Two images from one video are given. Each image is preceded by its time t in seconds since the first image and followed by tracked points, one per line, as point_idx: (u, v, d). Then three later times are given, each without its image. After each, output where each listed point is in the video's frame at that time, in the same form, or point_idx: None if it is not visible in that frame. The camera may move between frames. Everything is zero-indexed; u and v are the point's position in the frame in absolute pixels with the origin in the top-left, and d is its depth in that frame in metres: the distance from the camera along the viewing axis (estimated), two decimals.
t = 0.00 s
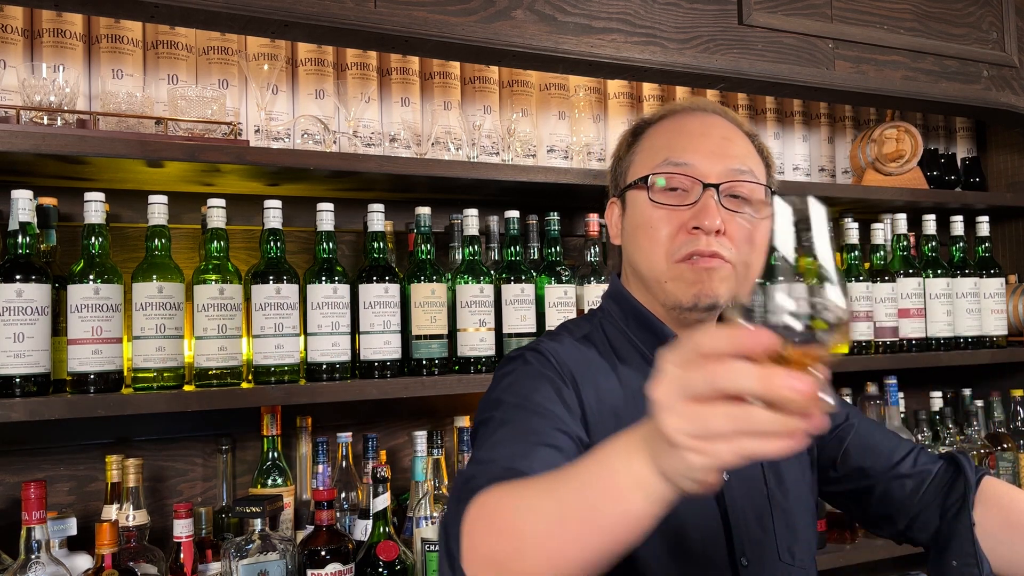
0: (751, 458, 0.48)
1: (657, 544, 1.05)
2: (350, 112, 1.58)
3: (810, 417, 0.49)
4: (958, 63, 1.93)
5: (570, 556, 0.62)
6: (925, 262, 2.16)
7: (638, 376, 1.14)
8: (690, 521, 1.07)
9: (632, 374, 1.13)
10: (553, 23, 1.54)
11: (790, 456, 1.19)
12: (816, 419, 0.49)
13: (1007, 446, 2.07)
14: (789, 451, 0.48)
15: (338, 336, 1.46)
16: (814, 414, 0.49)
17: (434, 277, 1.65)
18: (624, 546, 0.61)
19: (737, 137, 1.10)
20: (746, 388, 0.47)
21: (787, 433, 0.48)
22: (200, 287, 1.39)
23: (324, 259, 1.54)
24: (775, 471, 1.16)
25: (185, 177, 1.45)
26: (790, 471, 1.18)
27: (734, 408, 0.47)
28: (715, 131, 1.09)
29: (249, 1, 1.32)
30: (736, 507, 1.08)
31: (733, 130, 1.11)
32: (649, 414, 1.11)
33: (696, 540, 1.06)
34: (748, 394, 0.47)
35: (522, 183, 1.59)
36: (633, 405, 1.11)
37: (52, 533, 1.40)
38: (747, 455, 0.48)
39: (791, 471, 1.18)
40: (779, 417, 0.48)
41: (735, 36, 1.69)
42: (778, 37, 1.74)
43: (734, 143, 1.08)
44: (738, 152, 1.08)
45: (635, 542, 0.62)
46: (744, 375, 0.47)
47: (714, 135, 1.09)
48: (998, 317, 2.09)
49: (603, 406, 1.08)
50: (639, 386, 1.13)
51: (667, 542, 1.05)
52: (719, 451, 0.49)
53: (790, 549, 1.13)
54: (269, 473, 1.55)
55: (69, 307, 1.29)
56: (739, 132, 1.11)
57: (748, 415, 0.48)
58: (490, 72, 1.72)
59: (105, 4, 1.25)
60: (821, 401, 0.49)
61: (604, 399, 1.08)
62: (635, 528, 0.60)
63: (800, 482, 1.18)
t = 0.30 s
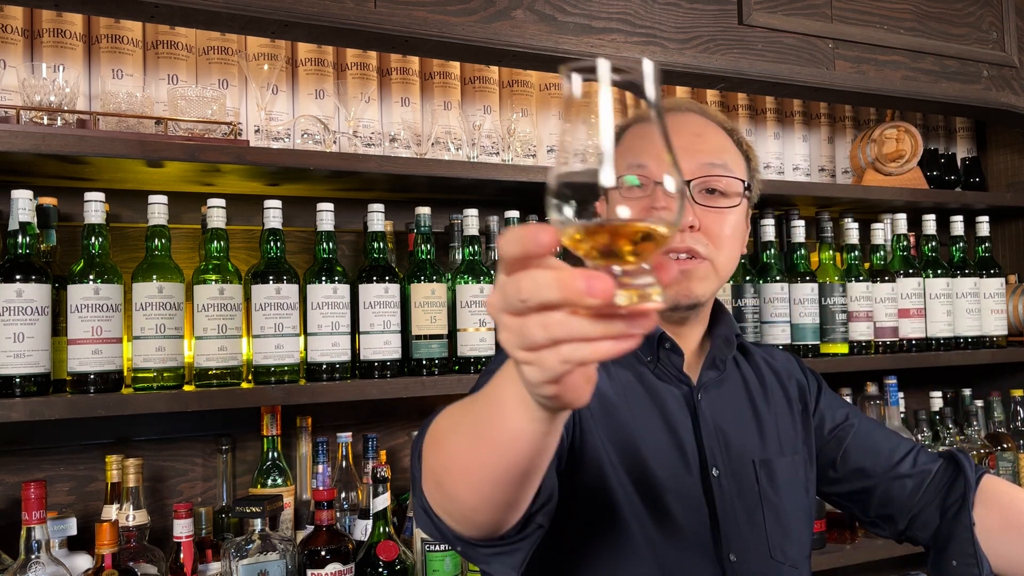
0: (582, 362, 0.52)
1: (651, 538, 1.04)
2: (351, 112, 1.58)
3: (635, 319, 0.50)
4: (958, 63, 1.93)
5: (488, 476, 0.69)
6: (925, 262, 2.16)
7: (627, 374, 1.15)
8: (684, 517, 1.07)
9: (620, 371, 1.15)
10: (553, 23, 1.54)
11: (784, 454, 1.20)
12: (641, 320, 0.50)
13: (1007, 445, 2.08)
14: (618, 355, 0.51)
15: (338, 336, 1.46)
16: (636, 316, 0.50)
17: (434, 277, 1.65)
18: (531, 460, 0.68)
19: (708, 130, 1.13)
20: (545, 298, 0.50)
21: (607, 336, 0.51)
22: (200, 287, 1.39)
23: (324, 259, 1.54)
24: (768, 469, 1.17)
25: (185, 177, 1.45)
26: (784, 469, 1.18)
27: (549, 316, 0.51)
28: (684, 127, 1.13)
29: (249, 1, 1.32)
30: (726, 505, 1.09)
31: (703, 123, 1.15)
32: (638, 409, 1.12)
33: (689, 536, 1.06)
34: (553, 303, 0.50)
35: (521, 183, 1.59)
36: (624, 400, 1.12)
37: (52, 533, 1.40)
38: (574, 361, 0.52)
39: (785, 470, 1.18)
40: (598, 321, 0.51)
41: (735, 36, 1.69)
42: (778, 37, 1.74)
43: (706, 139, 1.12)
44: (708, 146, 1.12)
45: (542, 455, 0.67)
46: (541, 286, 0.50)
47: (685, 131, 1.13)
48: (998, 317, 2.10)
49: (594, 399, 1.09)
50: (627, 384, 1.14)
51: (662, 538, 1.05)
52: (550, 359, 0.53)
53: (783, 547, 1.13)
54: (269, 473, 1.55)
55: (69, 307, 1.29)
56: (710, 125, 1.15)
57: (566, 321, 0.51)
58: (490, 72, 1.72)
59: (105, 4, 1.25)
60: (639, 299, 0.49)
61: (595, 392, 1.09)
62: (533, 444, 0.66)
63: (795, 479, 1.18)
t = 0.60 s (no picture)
0: (518, 327, 0.50)
1: (648, 535, 1.04)
2: (351, 112, 1.58)
3: (571, 282, 0.49)
4: (958, 63, 1.93)
5: (467, 463, 0.69)
6: (925, 263, 2.16)
7: (622, 374, 1.15)
8: (680, 516, 1.07)
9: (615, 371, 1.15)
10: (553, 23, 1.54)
11: (781, 454, 1.19)
12: (577, 282, 0.49)
13: (1007, 445, 2.08)
14: (553, 319, 0.49)
15: (338, 336, 1.46)
16: (572, 278, 0.49)
17: (434, 277, 1.65)
18: (508, 450, 0.67)
19: (693, 128, 1.18)
20: (479, 254, 0.48)
21: (542, 298, 0.49)
22: (200, 287, 1.39)
23: (324, 259, 1.54)
24: (765, 468, 1.16)
25: (185, 177, 1.45)
26: (780, 468, 1.17)
27: (486, 275, 0.50)
28: (667, 128, 1.17)
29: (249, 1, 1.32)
30: (722, 504, 1.09)
31: (687, 122, 1.18)
32: (635, 406, 1.12)
33: (685, 535, 1.05)
34: (487, 261, 0.49)
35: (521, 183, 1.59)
36: (620, 398, 1.12)
37: (52, 533, 1.40)
38: (511, 326, 0.50)
39: (781, 469, 1.17)
40: (533, 281, 0.49)
41: (735, 36, 1.69)
42: (778, 37, 1.73)
43: (690, 136, 1.17)
44: (692, 145, 1.15)
45: (516, 443, 0.67)
46: (477, 242, 0.48)
47: (668, 132, 1.16)
48: (997, 317, 2.09)
49: (591, 396, 1.09)
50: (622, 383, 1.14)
51: (658, 535, 1.04)
52: (487, 324, 0.51)
53: (779, 547, 1.12)
54: (269, 473, 1.55)
55: (69, 307, 1.29)
56: (696, 123, 1.19)
57: (501, 282, 0.49)
58: (490, 72, 1.72)
59: (105, 3, 1.25)
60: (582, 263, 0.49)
61: (592, 389, 1.10)
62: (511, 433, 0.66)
63: (791, 479, 1.18)
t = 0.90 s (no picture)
0: (454, 307, 0.47)
1: (647, 534, 1.04)
2: (350, 112, 1.58)
3: (509, 266, 0.46)
4: (958, 63, 1.93)
5: (463, 459, 0.68)
6: (925, 262, 2.16)
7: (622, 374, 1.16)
8: (680, 516, 1.07)
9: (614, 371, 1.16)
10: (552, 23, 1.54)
11: (780, 455, 1.19)
12: (515, 267, 0.46)
13: (1007, 445, 2.08)
14: (488, 304, 0.46)
15: (338, 335, 1.46)
16: (512, 261, 0.46)
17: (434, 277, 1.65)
18: (498, 450, 0.67)
19: (687, 126, 1.18)
20: (423, 216, 0.47)
21: (481, 277, 0.46)
22: (200, 287, 1.39)
23: (324, 259, 1.54)
24: (764, 468, 1.16)
25: (185, 177, 1.45)
26: (779, 469, 1.17)
27: (436, 245, 0.48)
28: (660, 127, 1.17)
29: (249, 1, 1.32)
30: (720, 505, 1.09)
31: (679, 120, 1.18)
32: (634, 406, 1.13)
33: (684, 536, 1.06)
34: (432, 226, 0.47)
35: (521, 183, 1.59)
36: (621, 397, 1.12)
37: (52, 533, 1.40)
38: (448, 304, 0.47)
39: (780, 470, 1.17)
40: (473, 257, 0.46)
41: (735, 36, 1.69)
42: (778, 37, 1.73)
43: (684, 135, 1.17)
44: (685, 143, 1.16)
45: (508, 441, 0.66)
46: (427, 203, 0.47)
47: (661, 131, 1.17)
48: (998, 317, 2.09)
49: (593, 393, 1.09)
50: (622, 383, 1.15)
51: (657, 536, 1.05)
52: (430, 298, 0.48)
53: (778, 549, 1.12)
54: (269, 473, 1.55)
55: (69, 307, 1.29)
56: (689, 121, 1.19)
57: (449, 254, 0.47)
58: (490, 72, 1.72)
59: (105, 3, 1.25)
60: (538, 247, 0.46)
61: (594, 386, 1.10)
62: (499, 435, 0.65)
63: (791, 479, 1.18)
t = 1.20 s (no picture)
0: (412, 318, 0.45)
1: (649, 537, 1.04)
2: (350, 112, 1.58)
3: (466, 279, 0.44)
4: (958, 63, 1.93)
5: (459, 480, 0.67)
6: (925, 262, 2.16)
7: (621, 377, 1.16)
8: (680, 519, 1.07)
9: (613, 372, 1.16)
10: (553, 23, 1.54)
11: (779, 457, 1.19)
12: (474, 282, 0.44)
13: (1007, 445, 2.07)
14: (442, 320, 0.44)
15: (338, 336, 1.46)
16: (472, 277, 0.44)
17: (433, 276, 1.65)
18: (483, 473, 0.65)
19: (682, 125, 1.18)
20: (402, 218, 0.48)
21: (439, 289, 0.45)
22: (200, 288, 1.39)
23: (324, 259, 1.54)
24: (764, 470, 1.16)
25: (185, 177, 1.45)
26: (779, 471, 1.17)
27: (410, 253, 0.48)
28: (657, 127, 1.17)
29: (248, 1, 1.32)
30: (721, 508, 1.09)
31: (677, 119, 1.18)
32: (633, 408, 1.13)
33: (685, 539, 1.06)
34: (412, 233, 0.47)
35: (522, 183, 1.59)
36: (620, 400, 1.13)
37: (52, 532, 1.40)
38: (406, 315, 0.46)
39: (779, 471, 1.17)
40: (434, 266, 0.45)
41: (736, 36, 1.69)
42: (779, 37, 1.73)
43: (680, 134, 1.17)
44: (683, 143, 1.16)
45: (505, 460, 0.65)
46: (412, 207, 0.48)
47: (658, 131, 1.16)
48: (997, 317, 2.09)
49: (593, 396, 1.10)
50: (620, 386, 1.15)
51: (658, 539, 1.05)
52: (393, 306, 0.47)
53: (778, 551, 1.12)
54: (269, 473, 1.55)
55: (69, 307, 1.29)
56: (686, 119, 1.19)
57: (413, 263, 0.46)
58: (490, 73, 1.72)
59: (105, 3, 1.25)
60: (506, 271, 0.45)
61: (594, 389, 1.11)
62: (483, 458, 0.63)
63: (790, 481, 1.18)
